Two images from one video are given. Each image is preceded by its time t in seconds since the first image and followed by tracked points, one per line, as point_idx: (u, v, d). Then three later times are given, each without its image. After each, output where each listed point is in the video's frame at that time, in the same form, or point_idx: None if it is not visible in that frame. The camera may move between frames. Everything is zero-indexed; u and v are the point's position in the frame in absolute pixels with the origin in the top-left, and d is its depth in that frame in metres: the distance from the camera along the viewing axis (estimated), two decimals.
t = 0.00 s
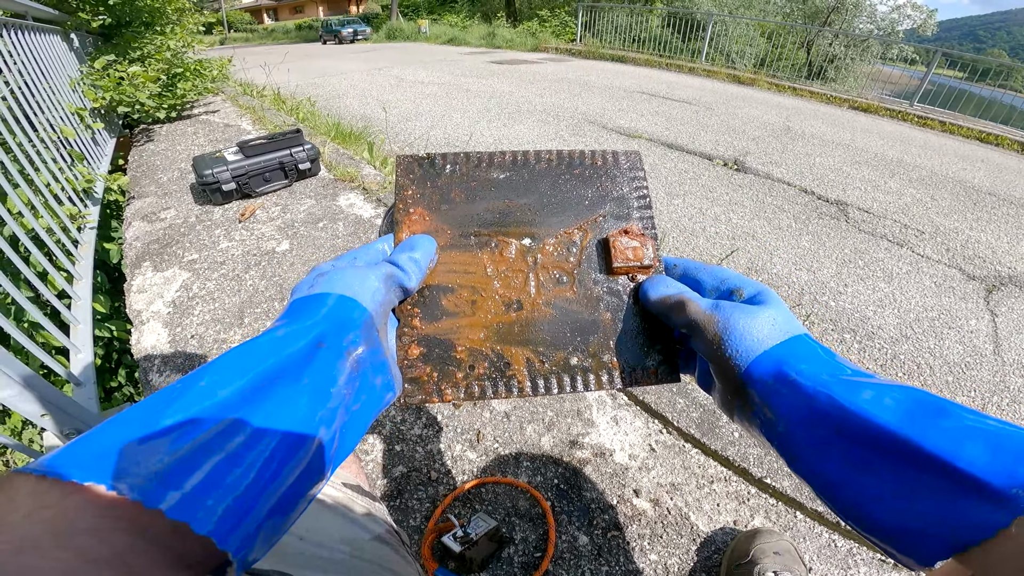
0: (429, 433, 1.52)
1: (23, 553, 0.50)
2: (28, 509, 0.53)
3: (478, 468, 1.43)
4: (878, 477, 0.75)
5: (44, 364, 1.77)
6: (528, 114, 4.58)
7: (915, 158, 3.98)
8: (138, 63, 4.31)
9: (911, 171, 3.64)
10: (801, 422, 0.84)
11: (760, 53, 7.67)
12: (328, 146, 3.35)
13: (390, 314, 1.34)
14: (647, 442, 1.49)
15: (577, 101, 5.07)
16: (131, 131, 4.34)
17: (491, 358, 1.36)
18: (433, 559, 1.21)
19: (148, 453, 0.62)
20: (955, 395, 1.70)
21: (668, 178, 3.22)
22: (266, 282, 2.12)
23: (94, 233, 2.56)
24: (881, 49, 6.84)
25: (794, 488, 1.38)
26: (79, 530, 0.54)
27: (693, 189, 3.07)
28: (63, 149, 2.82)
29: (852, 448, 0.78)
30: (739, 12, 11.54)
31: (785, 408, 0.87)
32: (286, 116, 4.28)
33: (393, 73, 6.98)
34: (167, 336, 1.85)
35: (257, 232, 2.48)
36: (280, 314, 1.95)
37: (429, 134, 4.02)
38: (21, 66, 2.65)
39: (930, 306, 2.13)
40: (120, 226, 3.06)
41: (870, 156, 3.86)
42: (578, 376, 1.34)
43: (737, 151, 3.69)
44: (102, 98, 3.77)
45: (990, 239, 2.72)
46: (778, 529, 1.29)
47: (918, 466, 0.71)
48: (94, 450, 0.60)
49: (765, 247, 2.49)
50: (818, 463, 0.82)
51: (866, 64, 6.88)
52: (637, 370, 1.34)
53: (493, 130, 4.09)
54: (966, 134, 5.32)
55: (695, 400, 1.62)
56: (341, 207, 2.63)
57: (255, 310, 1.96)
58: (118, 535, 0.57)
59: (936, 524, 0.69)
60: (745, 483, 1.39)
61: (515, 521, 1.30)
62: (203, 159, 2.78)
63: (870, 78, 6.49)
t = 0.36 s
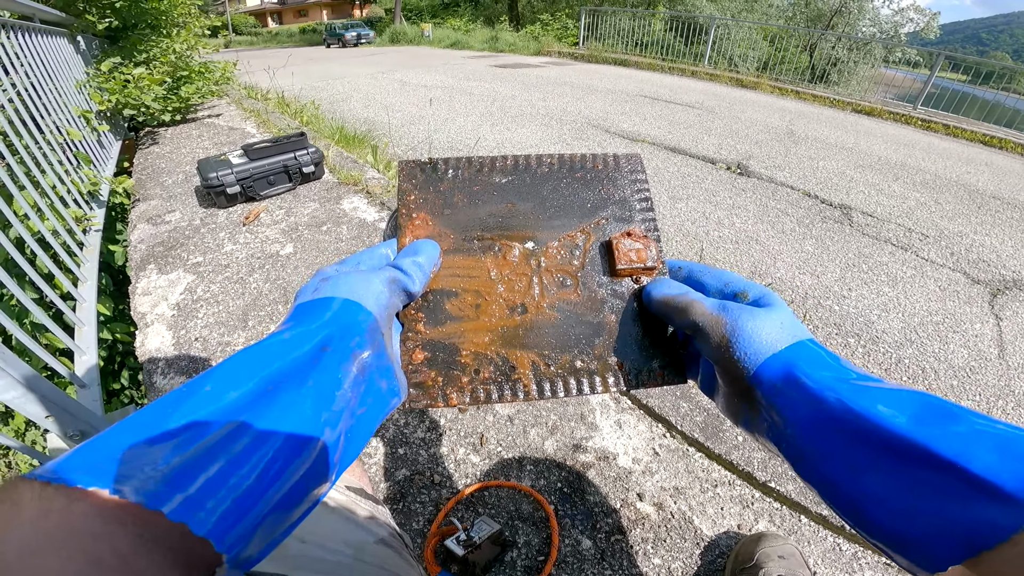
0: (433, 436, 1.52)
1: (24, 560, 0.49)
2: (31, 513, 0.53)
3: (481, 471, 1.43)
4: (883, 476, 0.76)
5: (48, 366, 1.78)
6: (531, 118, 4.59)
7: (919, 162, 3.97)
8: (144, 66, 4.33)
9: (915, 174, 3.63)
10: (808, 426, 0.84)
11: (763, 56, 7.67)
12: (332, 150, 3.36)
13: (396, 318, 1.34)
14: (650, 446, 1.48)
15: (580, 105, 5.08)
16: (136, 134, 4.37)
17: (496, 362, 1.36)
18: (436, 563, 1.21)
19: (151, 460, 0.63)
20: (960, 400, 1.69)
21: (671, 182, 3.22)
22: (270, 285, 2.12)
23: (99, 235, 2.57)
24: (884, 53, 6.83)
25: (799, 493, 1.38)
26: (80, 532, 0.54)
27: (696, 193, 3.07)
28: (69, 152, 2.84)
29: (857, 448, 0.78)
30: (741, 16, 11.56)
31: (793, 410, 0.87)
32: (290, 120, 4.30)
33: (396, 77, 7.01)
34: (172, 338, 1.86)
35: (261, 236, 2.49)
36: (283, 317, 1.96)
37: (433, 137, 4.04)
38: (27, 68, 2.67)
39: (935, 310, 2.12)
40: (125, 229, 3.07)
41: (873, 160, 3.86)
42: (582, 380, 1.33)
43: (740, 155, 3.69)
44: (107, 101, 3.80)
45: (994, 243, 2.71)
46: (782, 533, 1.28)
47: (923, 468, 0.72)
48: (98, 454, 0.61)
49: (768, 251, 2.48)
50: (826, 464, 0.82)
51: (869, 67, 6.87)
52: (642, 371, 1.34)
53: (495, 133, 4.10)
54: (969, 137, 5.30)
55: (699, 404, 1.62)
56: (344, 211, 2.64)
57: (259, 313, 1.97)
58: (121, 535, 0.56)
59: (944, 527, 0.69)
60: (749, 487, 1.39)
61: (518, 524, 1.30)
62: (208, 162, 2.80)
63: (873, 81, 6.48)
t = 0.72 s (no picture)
0: (435, 443, 1.52)
1: (33, 569, 0.49)
2: (40, 520, 0.52)
3: (483, 478, 1.43)
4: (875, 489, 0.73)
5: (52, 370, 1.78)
6: (534, 124, 4.60)
7: (923, 168, 3.96)
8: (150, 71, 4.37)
9: (919, 180, 3.61)
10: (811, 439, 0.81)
11: (766, 61, 7.67)
12: (336, 156, 3.38)
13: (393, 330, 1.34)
14: (653, 453, 1.47)
15: (583, 111, 5.09)
16: (142, 139, 4.40)
17: (493, 371, 1.36)
18: (437, 570, 1.21)
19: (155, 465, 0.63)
20: (966, 407, 1.68)
21: (675, 188, 3.21)
22: (274, 290, 2.13)
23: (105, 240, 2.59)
24: (889, 57, 6.82)
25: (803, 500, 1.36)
26: (91, 540, 0.54)
27: (699, 199, 3.07)
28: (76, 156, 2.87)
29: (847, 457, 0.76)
30: (744, 22, 11.59)
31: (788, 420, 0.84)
32: (295, 125, 4.33)
33: (400, 83, 7.05)
34: (176, 343, 1.87)
35: (265, 241, 2.50)
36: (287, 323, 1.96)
37: (436, 143, 4.05)
38: (34, 71, 2.70)
39: (940, 317, 2.11)
40: (130, 233, 3.09)
41: (877, 166, 3.85)
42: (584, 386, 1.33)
43: (743, 161, 3.69)
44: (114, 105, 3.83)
45: (999, 249, 2.69)
46: (786, 541, 1.27)
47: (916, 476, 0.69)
48: (106, 457, 0.61)
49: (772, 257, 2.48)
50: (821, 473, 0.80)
51: (872, 72, 6.86)
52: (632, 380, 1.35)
53: (499, 139, 4.12)
54: (974, 142, 5.29)
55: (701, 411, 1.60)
56: (348, 217, 2.64)
57: (262, 319, 1.97)
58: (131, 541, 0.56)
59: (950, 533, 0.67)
60: (752, 495, 1.38)
61: (519, 531, 1.29)
62: (213, 167, 2.81)
63: (876, 86, 6.47)
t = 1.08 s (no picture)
0: (436, 448, 1.53)
1: (34, 567, 0.48)
2: (37, 518, 0.52)
3: (484, 484, 1.43)
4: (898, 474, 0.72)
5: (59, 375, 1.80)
6: (537, 130, 4.63)
7: (927, 172, 3.95)
8: (157, 77, 4.42)
9: (923, 185, 3.61)
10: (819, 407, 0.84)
11: (769, 67, 7.68)
12: (340, 162, 3.41)
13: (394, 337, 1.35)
14: (654, 459, 1.47)
15: (586, 117, 5.11)
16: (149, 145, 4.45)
17: (493, 380, 1.36)
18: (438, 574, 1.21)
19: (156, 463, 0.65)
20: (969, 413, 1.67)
21: (677, 194, 3.22)
22: (278, 297, 2.15)
23: (112, 245, 2.61)
24: (891, 62, 6.82)
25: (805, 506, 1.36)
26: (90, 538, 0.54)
27: (702, 205, 3.08)
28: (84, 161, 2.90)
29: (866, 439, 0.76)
30: (747, 27, 11.63)
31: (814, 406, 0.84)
32: (299, 131, 4.36)
33: (404, 89, 7.11)
34: (181, 349, 1.89)
35: (270, 248, 2.52)
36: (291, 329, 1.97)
37: (440, 149, 4.08)
38: (43, 76, 2.74)
39: (944, 323, 2.10)
40: (137, 239, 3.12)
41: (881, 171, 3.84)
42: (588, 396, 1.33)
43: (746, 166, 3.69)
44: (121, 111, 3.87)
45: (1004, 254, 2.68)
46: (787, 547, 1.27)
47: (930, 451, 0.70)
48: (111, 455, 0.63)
49: (774, 264, 2.48)
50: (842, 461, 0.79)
51: (876, 77, 6.86)
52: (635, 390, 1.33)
53: (502, 146, 4.14)
54: (978, 146, 5.27)
55: (703, 417, 1.60)
56: (352, 224, 2.66)
57: (266, 325, 1.99)
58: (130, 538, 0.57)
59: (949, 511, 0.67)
60: (753, 501, 1.37)
61: (520, 536, 1.29)
62: (218, 174, 2.84)
63: (880, 91, 6.47)
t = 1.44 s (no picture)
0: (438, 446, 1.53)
1: None
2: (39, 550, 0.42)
3: (486, 482, 1.43)
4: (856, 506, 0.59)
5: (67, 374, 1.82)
6: (540, 129, 4.63)
7: (933, 170, 3.92)
8: (162, 78, 4.45)
9: (929, 183, 3.58)
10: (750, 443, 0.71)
11: (773, 64, 7.65)
12: (344, 162, 3.42)
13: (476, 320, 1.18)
14: (655, 457, 1.47)
15: (589, 116, 5.11)
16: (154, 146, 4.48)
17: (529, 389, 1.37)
18: (440, 571, 1.21)
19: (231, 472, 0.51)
20: (974, 411, 1.66)
21: (680, 192, 3.22)
22: (283, 296, 2.16)
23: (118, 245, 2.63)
24: (897, 59, 6.77)
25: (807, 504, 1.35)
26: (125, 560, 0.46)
27: (705, 203, 3.07)
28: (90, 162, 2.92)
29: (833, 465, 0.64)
30: (751, 25, 11.59)
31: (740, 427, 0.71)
32: (303, 131, 4.38)
33: (407, 89, 7.12)
34: (187, 347, 1.90)
35: (274, 247, 2.53)
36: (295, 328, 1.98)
37: (443, 149, 4.08)
38: (49, 79, 2.76)
39: (948, 321, 2.09)
40: (143, 239, 3.15)
41: (886, 168, 3.82)
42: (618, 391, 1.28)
43: (750, 164, 3.68)
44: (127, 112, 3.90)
45: (1010, 251, 2.66)
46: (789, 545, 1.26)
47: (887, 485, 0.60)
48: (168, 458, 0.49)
49: (778, 262, 2.47)
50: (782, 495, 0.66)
51: (881, 74, 6.81)
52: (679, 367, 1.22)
53: (505, 145, 4.14)
54: (983, 143, 5.23)
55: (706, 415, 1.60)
56: (355, 223, 2.67)
57: (271, 324, 2.00)
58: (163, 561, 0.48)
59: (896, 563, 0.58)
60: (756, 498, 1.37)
61: (521, 533, 1.29)
62: (223, 174, 2.86)
63: (885, 88, 6.42)
